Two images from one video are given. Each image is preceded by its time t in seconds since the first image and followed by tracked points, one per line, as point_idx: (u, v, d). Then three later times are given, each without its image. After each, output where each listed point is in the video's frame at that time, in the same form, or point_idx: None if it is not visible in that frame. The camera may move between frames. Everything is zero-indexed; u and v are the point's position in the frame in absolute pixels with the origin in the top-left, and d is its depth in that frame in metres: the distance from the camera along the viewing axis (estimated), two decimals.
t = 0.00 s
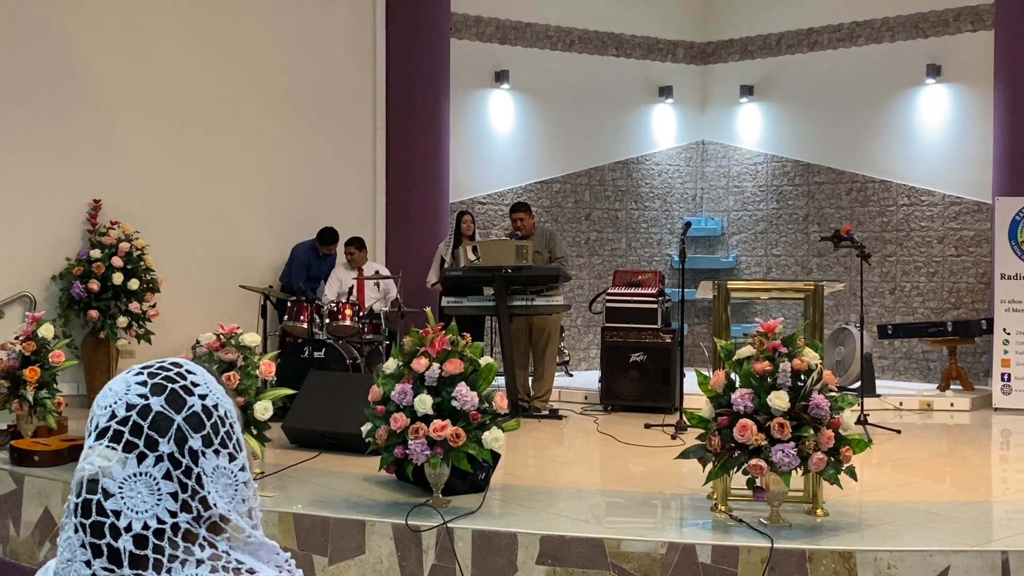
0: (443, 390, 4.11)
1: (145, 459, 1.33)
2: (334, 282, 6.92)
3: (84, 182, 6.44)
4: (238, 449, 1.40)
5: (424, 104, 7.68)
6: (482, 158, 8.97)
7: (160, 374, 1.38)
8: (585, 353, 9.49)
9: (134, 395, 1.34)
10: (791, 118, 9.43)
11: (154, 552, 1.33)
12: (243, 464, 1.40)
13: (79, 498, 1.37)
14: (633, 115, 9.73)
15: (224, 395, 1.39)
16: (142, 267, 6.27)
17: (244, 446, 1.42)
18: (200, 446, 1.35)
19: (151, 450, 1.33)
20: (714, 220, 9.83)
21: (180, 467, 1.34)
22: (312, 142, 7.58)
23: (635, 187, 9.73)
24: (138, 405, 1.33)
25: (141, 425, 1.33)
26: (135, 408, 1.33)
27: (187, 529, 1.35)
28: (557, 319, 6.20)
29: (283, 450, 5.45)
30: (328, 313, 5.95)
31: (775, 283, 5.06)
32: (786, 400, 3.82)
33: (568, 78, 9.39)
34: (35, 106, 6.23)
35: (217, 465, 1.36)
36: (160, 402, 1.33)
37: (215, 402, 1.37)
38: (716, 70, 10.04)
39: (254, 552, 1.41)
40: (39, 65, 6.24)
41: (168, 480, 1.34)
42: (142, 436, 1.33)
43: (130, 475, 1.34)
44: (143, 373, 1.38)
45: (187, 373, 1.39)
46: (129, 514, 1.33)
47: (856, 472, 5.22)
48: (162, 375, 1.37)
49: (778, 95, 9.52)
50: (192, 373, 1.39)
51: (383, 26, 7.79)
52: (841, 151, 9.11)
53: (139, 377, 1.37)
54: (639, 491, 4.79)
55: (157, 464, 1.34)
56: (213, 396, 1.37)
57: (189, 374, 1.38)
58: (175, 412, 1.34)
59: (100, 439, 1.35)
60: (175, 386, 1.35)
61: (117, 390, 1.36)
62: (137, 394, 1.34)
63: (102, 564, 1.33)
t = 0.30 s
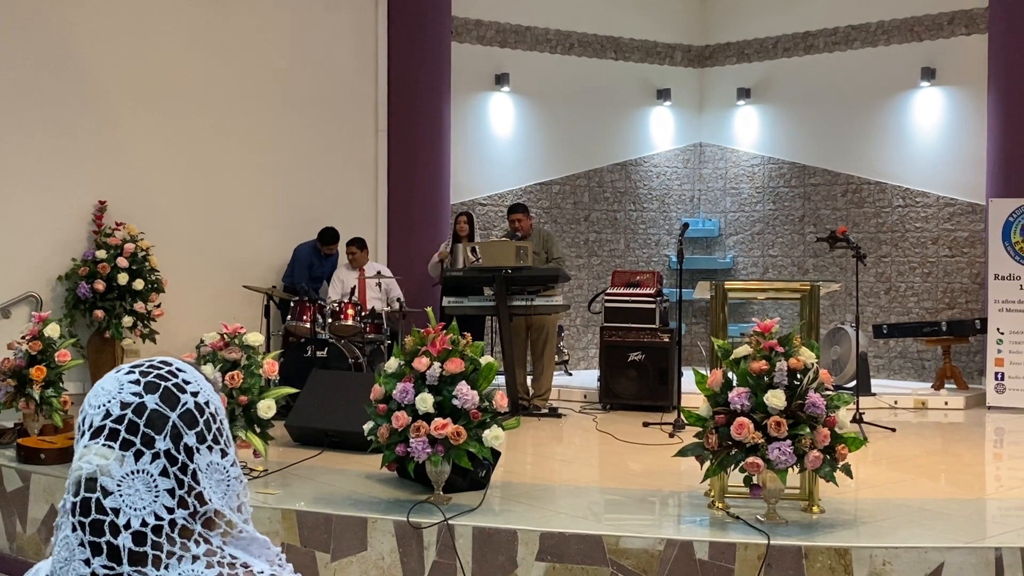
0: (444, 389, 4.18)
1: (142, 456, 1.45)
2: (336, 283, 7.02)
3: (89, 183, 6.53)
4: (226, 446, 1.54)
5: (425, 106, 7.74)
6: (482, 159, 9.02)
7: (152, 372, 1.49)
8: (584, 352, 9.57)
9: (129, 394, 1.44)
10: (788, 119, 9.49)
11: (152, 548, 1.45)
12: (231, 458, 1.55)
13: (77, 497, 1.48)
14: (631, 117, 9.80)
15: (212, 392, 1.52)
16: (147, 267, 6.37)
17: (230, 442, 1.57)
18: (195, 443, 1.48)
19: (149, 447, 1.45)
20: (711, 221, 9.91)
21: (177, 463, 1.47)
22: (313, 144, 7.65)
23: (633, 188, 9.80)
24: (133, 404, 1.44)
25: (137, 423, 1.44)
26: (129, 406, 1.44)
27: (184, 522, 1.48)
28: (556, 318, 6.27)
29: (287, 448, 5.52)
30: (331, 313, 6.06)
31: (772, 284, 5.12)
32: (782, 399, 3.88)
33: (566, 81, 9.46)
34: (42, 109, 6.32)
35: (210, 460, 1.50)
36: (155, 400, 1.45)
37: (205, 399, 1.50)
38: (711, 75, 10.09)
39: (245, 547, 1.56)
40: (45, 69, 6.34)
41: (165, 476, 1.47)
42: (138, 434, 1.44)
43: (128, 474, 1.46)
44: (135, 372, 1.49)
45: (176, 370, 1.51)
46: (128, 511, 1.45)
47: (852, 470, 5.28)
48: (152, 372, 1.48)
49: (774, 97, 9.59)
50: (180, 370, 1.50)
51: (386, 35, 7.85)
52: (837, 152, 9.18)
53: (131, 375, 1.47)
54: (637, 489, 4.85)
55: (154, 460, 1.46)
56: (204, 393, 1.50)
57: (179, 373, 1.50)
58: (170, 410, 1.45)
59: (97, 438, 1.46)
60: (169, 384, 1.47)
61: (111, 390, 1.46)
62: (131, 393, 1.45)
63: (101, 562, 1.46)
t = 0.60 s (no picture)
0: (446, 386, 4.33)
1: (151, 454, 1.45)
2: (340, 282, 7.19)
3: (98, 185, 6.65)
4: (222, 442, 1.56)
5: (427, 111, 7.89)
6: (482, 162, 9.16)
7: (155, 372, 1.50)
8: (581, 350, 9.73)
9: (134, 394, 1.45)
10: (780, 123, 9.65)
11: (164, 542, 1.46)
12: (228, 452, 1.58)
13: (90, 495, 1.48)
14: (628, 122, 9.95)
15: (207, 389, 1.54)
16: (157, 267, 6.56)
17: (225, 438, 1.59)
18: (199, 439, 1.49)
19: (157, 445, 1.46)
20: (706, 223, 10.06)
21: (183, 460, 1.48)
22: (317, 146, 7.79)
23: (630, 191, 9.96)
24: (140, 403, 1.44)
25: (145, 421, 1.45)
26: (137, 406, 1.44)
27: (191, 517, 1.48)
28: (555, 317, 6.42)
29: (292, 444, 5.67)
30: (336, 312, 6.18)
31: (764, 284, 5.27)
32: (775, 395, 3.96)
33: (565, 86, 9.60)
34: (53, 111, 6.44)
35: (213, 455, 1.52)
36: (161, 399, 1.45)
37: (205, 397, 1.52)
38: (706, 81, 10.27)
39: (244, 538, 1.56)
40: (56, 72, 6.45)
41: (173, 472, 1.47)
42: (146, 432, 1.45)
43: (138, 471, 1.46)
44: (137, 373, 1.50)
45: (175, 369, 1.52)
46: (139, 508, 1.45)
47: (843, 465, 5.42)
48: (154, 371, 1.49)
49: (767, 102, 9.74)
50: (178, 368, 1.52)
51: (389, 36, 8.02)
52: (828, 156, 9.33)
53: (134, 375, 1.48)
54: (634, 483, 5.00)
55: (162, 458, 1.46)
56: (203, 390, 1.52)
57: (180, 372, 1.51)
58: (176, 408, 1.46)
59: (106, 438, 1.45)
60: (172, 383, 1.48)
61: (116, 390, 1.46)
62: (137, 393, 1.45)
63: (117, 557, 1.46)
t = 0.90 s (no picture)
0: (446, 385, 4.37)
1: (150, 454, 1.49)
2: (341, 283, 7.19)
3: (102, 186, 6.69)
4: (215, 444, 1.60)
5: (428, 113, 7.99)
6: (482, 164, 9.21)
7: (155, 373, 1.53)
8: (581, 350, 9.77)
9: (135, 393, 1.48)
10: (779, 125, 9.69)
11: (162, 541, 1.49)
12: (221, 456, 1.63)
13: (91, 493, 1.50)
14: (626, 123, 10.00)
15: (204, 392, 1.58)
16: (159, 268, 6.60)
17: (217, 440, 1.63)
18: (196, 440, 1.53)
19: (157, 444, 1.49)
20: (704, 223, 10.10)
21: (181, 460, 1.51)
22: (318, 147, 7.83)
23: (629, 192, 10.00)
24: (140, 403, 1.48)
25: (145, 421, 1.48)
26: (137, 405, 1.48)
27: (188, 517, 1.52)
28: (555, 317, 6.46)
29: (294, 443, 5.71)
30: (337, 312, 6.22)
31: (763, 284, 5.30)
32: (773, 394, 4.01)
33: (564, 87, 9.65)
34: (55, 112, 6.47)
35: (208, 457, 1.57)
36: (161, 400, 1.49)
37: (202, 400, 1.57)
38: (705, 84, 10.29)
39: (234, 539, 1.58)
40: (58, 73, 6.49)
41: (172, 472, 1.51)
42: (147, 431, 1.48)
43: (139, 470, 1.49)
44: (137, 373, 1.52)
45: (173, 371, 1.57)
46: (139, 506, 1.47)
47: (841, 463, 5.46)
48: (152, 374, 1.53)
49: (765, 103, 9.79)
50: (175, 371, 1.56)
51: (391, 39, 8.09)
52: (826, 158, 9.37)
53: (134, 375, 1.51)
54: (633, 482, 5.04)
55: (161, 458, 1.49)
56: (200, 394, 1.57)
57: (178, 374, 1.55)
58: (175, 409, 1.50)
59: (108, 436, 1.48)
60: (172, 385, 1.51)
61: (117, 389, 1.49)
62: (138, 392, 1.49)
63: (117, 554, 1.49)
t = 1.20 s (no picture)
0: (446, 385, 4.38)
1: (138, 455, 1.50)
2: (340, 281, 7.16)
3: (103, 186, 6.71)
4: (202, 446, 1.61)
5: (429, 113, 8.01)
6: (482, 164, 9.22)
7: (144, 373, 1.54)
8: (581, 350, 9.78)
9: (123, 394, 1.49)
10: (778, 125, 9.70)
11: (148, 541, 1.51)
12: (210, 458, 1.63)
13: (77, 493, 1.51)
14: (626, 124, 10.02)
15: (194, 394, 1.59)
16: (160, 268, 6.60)
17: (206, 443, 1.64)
18: (183, 441, 1.55)
19: (145, 445, 1.50)
20: (704, 223, 10.11)
21: (168, 462, 1.53)
22: (319, 147, 7.85)
23: (629, 192, 10.01)
24: (129, 403, 1.49)
25: (133, 422, 1.49)
26: (126, 406, 1.49)
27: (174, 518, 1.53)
28: (556, 316, 6.48)
29: (294, 442, 5.72)
30: (337, 312, 6.24)
31: (763, 284, 5.32)
32: (772, 394, 4.03)
33: (564, 88, 9.66)
34: (56, 112, 6.50)
35: (196, 458, 1.58)
36: (150, 400, 1.50)
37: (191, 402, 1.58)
38: (704, 84, 10.30)
39: (222, 537, 1.59)
40: (59, 74, 6.51)
41: (159, 473, 1.52)
42: (134, 432, 1.50)
43: (126, 471, 1.50)
44: (126, 373, 1.54)
45: (163, 371, 1.57)
46: (126, 507, 1.49)
47: (840, 463, 5.48)
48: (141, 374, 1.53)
49: (765, 104, 9.80)
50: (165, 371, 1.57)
51: (391, 40, 8.11)
52: (825, 158, 9.39)
53: (122, 375, 1.52)
54: (633, 481, 5.05)
55: (149, 459, 1.51)
56: (189, 395, 1.58)
57: (167, 374, 1.56)
58: (163, 410, 1.51)
59: (95, 436, 1.49)
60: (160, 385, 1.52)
61: (106, 390, 1.50)
62: (127, 392, 1.50)
63: (102, 554, 1.50)
